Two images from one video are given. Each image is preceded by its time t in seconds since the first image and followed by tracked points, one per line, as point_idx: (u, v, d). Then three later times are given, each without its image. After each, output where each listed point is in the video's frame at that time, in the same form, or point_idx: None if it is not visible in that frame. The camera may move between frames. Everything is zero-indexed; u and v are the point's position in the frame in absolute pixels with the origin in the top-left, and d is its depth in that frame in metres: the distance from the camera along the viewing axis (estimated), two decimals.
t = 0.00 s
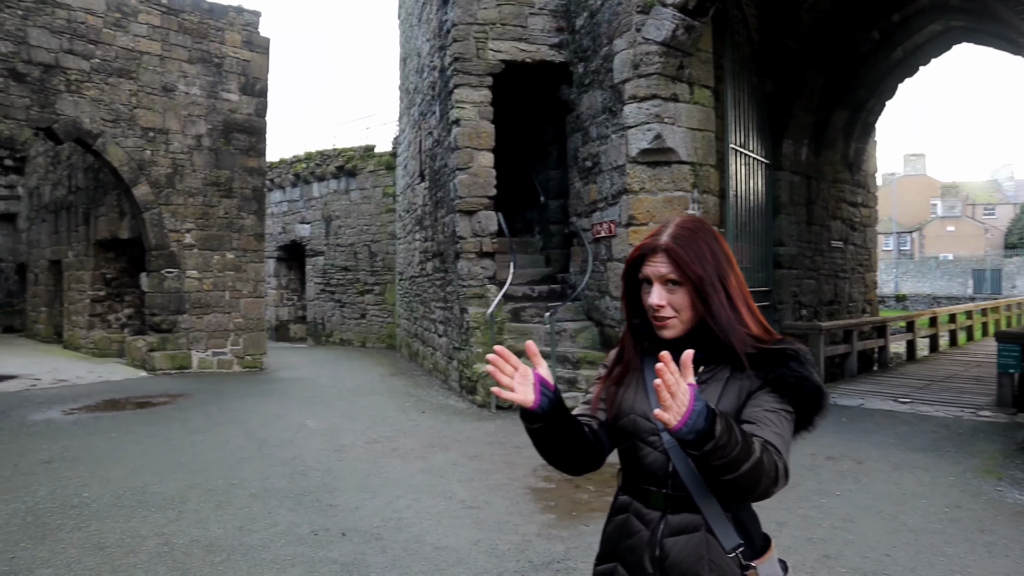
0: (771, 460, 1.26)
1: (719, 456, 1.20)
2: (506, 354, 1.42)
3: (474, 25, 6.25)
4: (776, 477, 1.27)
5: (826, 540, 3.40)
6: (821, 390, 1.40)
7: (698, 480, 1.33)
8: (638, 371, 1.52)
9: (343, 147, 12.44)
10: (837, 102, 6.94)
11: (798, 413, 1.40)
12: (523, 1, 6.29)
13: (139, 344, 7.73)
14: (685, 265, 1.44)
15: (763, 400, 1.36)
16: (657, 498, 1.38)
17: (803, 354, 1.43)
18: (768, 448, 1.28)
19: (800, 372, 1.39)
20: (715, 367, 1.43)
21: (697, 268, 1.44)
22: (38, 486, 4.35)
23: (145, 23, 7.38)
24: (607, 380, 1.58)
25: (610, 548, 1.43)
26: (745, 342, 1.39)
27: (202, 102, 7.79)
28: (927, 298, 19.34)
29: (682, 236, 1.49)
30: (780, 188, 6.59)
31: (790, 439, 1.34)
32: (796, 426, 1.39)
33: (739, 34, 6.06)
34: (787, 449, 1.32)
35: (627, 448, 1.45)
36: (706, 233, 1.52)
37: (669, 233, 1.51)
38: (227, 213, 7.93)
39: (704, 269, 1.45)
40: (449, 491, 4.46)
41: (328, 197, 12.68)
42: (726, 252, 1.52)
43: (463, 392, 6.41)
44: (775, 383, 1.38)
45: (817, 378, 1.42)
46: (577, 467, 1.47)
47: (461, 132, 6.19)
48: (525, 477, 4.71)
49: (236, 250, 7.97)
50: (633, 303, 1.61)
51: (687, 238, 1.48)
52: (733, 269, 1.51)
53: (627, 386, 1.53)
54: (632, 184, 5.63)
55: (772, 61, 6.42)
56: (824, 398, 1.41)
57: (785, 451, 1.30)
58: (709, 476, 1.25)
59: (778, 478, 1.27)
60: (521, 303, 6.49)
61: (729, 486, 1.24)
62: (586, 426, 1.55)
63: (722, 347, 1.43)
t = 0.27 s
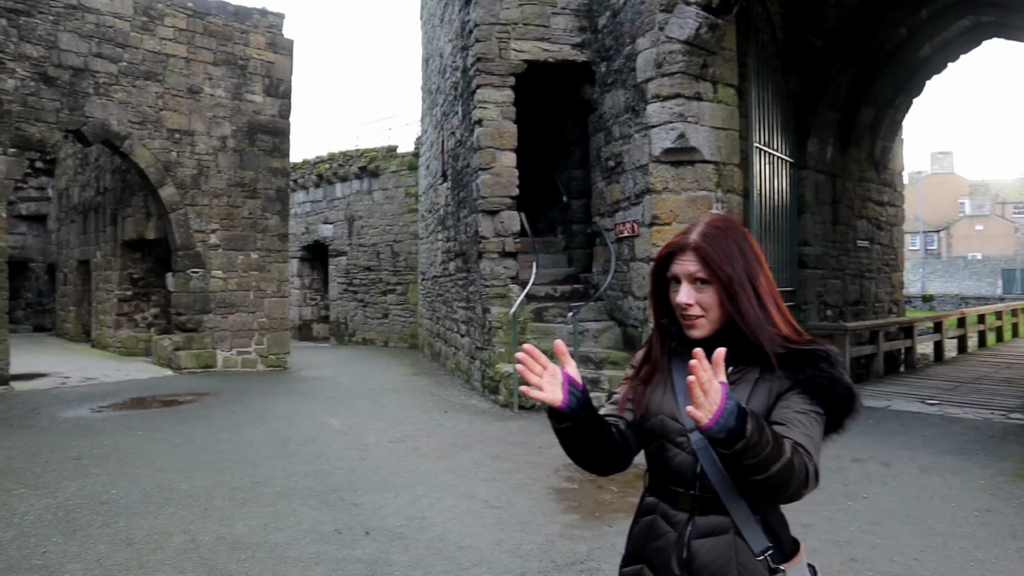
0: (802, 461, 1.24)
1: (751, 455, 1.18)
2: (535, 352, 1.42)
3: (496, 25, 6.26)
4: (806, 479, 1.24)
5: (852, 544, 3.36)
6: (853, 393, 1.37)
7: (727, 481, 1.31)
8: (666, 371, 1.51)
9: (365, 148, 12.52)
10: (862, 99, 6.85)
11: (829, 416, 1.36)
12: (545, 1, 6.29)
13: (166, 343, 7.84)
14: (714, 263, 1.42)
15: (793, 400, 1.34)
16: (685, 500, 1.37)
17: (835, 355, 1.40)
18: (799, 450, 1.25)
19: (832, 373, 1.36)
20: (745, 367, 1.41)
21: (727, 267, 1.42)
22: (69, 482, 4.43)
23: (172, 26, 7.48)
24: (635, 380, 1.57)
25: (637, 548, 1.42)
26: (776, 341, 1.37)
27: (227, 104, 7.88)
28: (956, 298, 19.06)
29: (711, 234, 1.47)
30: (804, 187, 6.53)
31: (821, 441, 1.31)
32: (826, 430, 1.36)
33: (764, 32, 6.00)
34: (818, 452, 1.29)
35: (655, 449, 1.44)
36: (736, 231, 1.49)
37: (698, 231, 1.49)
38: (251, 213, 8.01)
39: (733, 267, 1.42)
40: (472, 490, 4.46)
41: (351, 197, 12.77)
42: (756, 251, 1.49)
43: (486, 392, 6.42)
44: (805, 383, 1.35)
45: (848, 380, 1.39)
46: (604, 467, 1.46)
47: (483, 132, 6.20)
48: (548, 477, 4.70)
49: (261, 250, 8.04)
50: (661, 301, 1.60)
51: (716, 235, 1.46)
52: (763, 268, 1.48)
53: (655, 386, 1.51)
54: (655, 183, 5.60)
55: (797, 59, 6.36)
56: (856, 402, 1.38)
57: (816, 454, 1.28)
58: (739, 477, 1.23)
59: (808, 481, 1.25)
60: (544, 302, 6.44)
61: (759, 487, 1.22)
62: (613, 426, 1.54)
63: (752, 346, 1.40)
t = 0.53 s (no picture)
0: (834, 466, 1.22)
1: (783, 460, 1.16)
2: (569, 352, 1.42)
3: (517, 25, 6.26)
4: (837, 485, 1.22)
5: (878, 547, 3.31)
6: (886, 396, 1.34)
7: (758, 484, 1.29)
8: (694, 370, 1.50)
9: (386, 148, 12.58)
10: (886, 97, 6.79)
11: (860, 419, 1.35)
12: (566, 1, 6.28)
13: (189, 342, 7.94)
14: (745, 262, 1.41)
15: (825, 404, 1.32)
16: (714, 502, 1.35)
17: (868, 357, 1.38)
18: (831, 454, 1.23)
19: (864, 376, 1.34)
20: (775, 368, 1.39)
21: (757, 266, 1.40)
22: (95, 479, 4.49)
23: (195, 28, 7.57)
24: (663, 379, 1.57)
25: (664, 550, 1.41)
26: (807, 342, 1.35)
27: (250, 105, 7.95)
28: (983, 298, 18.79)
29: (742, 232, 1.45)
30: (828, 186, 6.46)
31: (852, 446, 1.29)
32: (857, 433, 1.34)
33: (787, 29, 5.95)
34: (850, 456, 1.27)
35: (683, 450, 1.43)
36: (765, 230, 1.48)
37: (728, 229, 1.47)
38: (274, 213, 8.07)
39: (763, 266, 1.41)
40: (493, 489, 4.47)
41: (372, 198, 12.84)
42: (788, 251, 1.47)
43: (506, 392, 6.42)
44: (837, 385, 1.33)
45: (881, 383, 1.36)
46: (632, 466, 1.46)
47: (504, 132, 6.20)
48: (569, 477, 4.69)
49: (283, 250, 8.10)
50: (690, 300, 1.59)
51: (746, 234, 1.45)
52: (794, 267, 1.46)
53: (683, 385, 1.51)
54: (677, 183, 5.57)
55: (820, 56, 6.30)
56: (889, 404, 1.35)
57: (848, 459, 1.26)
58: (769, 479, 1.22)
59: (839, 486, 1.23)
60: (565, 302, 6.45)
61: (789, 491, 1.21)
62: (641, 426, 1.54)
63: (781, 347, 1.38)
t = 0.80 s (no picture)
0: (859, 471, 1.19)
1: (807, 466, 1.14)
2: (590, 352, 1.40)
3: (532, 25, 6.26)
4: (864, 491, 1.20)
5: (896, 549, 3.29)
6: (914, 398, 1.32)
7: (782, 489, 1.27)
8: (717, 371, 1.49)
9: (402, 148, 12.61)
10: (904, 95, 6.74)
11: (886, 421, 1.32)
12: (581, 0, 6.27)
13: (207, 341, 8.01)
14: (768, 262, 1.39)
15: (851, 407, 1.30)
16: (737, 505, 1.34)
17: (895, 359, 1.35)
18: (857, 459, 1.21)
19: (889, 378, 1.32)
20: (799, 369, 1.37)
21: (779, 265, 1.39)
22: (116, 477, 4.53)
23: (213, 30, 7.62)
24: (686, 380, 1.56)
25: (687, 552, 1.40)
26: (831, 342, 1.33)
27: (267, 106, 8.00)
28: (1004, 298, 18.57)
29: (765, 231, 1.43)
30: (845, 185, 6.42)
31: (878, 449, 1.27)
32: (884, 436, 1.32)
33: (804, 27, 5.91)
34: (876, 460, 1.25)
35: (707, 452, 1.42)
36: (790, 229, 1.45)
37: (751, 228, 1.45)
38: (290, 214, 8.12)
39: (786, 266, 1.39)
40: (509, 489, 4.47)
41: (387, 198, 12.90)
42: (813, 249, 1.45)
43: (522, 392, 6.43)
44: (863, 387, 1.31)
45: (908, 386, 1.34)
46: (656, 468, 1.45)
47: (520, 131, 6.20)
48: (585, 478, 4.68)
49: (299, 250, 8.15)
50: (714, 299, 1.58)
51: (769, 233, 1.43)
52: (819, 267, 1.44)
53: (706, 386, 1.50)
54: (693, 182, 5.56)
55: (837, 54, 6.25)
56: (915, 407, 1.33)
57: (874, 463, 1.23)
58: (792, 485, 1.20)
59: (865, 492, 1.21)
60: (581, 302, 6.46)
61: (812, 497, 1.19)
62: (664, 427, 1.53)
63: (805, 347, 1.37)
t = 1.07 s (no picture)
0: (863, 483, 1.11)
1: (795, 471, 1.06)
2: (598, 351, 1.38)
3: (550, 25, 6.26)
4: (869, 504, 1.11)
5: (918, 553, 3.25)
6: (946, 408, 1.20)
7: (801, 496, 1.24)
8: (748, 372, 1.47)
9: (419, 148, 12.65)
10: (924, 93, 6.68)
11: (914, 430, 1.23)
12: None
13: (226, 341, 8.09)
14: (789, 262, 1.32)
15: (873, 415, 1.23)
16: (759, 509, 1.31)
17: (932, 364, 1.23)
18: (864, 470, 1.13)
19: (918, 384, 1.21)
20: (827, 372, 1.32)
21: (800, 266, 1.32)
22: (138, 474, 4.58)
23: (232, 32, 7.69)
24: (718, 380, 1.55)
25: (714, 555, 1.39)
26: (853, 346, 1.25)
27: (285, 107, 8.06)
28: None
29: (789, 230, 1.36)
30: (866, 185, 6.36)
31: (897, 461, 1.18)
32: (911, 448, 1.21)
33: (823, 25, 5.87)
34: (892, 473, 1.15)
35: (734, 454, 1.41)
36: (819, 227, 1.37)
37: (776, 227, 1.39)
38: (308, 214, 8.17)
39: (808, 265, 1.31)
40: (527, 490, 4.46)
41: (405, 198, 12.95)
42: (845, 248, 1.36)
43: (539, 392, 6.43)
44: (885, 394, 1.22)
45: (943, 394, 1.22)
46: (682, 469, 1.44)
47: (537, 132, 6.20)
48: (602, 478, 4.66)
49: (317, 250, 8.20)
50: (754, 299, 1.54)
51: (793, 232, 1.36)
52: (852, 266, 1.35)
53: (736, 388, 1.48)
54: (712, 182, 5.53)
55: (858, 52, 6.20)
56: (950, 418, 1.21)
57: (886, 476, 1.14)
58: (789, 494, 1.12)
59: (871, 506, 1.12)
60: (598, 302, 6.45)
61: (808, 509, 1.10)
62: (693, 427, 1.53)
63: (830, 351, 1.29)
